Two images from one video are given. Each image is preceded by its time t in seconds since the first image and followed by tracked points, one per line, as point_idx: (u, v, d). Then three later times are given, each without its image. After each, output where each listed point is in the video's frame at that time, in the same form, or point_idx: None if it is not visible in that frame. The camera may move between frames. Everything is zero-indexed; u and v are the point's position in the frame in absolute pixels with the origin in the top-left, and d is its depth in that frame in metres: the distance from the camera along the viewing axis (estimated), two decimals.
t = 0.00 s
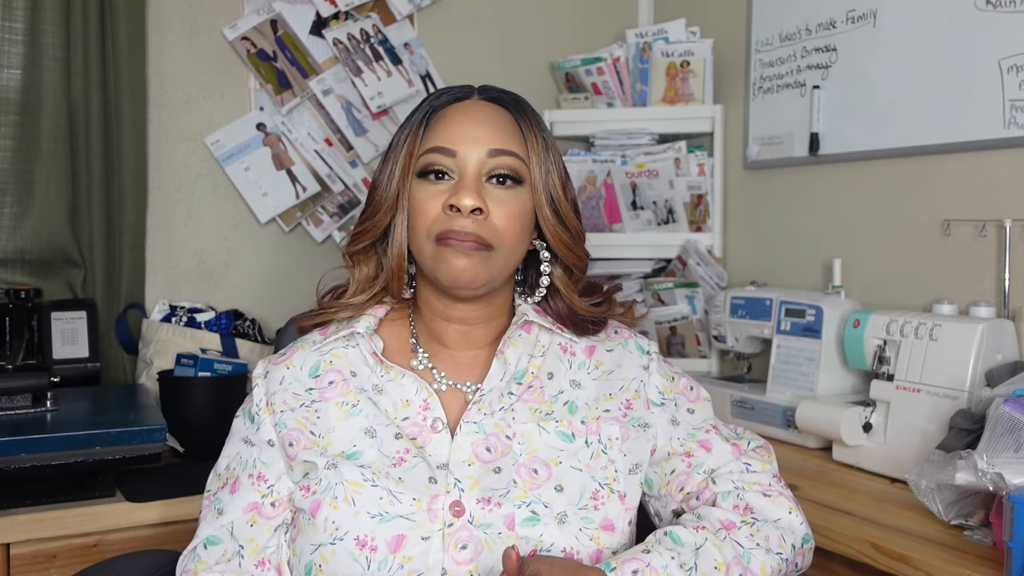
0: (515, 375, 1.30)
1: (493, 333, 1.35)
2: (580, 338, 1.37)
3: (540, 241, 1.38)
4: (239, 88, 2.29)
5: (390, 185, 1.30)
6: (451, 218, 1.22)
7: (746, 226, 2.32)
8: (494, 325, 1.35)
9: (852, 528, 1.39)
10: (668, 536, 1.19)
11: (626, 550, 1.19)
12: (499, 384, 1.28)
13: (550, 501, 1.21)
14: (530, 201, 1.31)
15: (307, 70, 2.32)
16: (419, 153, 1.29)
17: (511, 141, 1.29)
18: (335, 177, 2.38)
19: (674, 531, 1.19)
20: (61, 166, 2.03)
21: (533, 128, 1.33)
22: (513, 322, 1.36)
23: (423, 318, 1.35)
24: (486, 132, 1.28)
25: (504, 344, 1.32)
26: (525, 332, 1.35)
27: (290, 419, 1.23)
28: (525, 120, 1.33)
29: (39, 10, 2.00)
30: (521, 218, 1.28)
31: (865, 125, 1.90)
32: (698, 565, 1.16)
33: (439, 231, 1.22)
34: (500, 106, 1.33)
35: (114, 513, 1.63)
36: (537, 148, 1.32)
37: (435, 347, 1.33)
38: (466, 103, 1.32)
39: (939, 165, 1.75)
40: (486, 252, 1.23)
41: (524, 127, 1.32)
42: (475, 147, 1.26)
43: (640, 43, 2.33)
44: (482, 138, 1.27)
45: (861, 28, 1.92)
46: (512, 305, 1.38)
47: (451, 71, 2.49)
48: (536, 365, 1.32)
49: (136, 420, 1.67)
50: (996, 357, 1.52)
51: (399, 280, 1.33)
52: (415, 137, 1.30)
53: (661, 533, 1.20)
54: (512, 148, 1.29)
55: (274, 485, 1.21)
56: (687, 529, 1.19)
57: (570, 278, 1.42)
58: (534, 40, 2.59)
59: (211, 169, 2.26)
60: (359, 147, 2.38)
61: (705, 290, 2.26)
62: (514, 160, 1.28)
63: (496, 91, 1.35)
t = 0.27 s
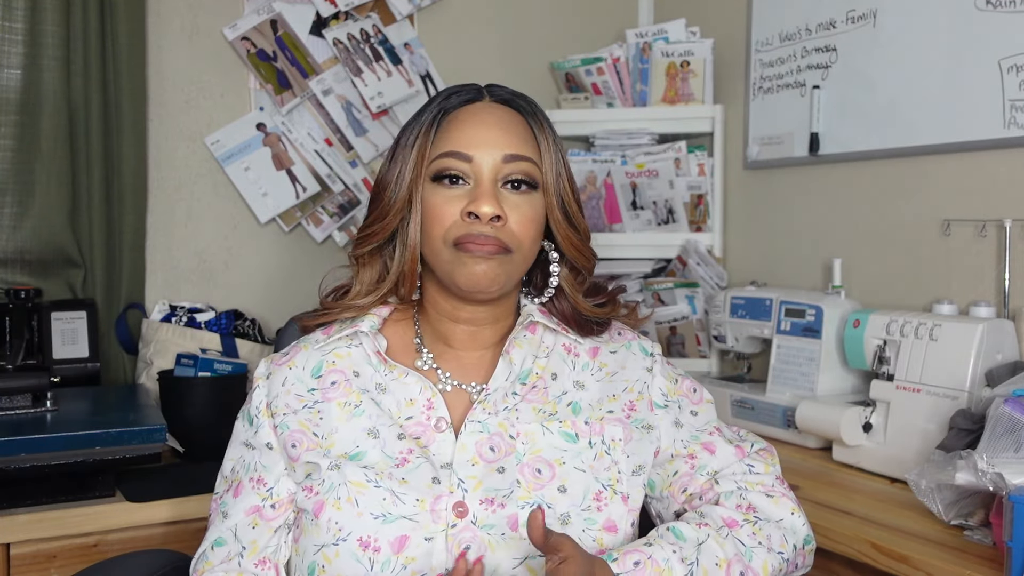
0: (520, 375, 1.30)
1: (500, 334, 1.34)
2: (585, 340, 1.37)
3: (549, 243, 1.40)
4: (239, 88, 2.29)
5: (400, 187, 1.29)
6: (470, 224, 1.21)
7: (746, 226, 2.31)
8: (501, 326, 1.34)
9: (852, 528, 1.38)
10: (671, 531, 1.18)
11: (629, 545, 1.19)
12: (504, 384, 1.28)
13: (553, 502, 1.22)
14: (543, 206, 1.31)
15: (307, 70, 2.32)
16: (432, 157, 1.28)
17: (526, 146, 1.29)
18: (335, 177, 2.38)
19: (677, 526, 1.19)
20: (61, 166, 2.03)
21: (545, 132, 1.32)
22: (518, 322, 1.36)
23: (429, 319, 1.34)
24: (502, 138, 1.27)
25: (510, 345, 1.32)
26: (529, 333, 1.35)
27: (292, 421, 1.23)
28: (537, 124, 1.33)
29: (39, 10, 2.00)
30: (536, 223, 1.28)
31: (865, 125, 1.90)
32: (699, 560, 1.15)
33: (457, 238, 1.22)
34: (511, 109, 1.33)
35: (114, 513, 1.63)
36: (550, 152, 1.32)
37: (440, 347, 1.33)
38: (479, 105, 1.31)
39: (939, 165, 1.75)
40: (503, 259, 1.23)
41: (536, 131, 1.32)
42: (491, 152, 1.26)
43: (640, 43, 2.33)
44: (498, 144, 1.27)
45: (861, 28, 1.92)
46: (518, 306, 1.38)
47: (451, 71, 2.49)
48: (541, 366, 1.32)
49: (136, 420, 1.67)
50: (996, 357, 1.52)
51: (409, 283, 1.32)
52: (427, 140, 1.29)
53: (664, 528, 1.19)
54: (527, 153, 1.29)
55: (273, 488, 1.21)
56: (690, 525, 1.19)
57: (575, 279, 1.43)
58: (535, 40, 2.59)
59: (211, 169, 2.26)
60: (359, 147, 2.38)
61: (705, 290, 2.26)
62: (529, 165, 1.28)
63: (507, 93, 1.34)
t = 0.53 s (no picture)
0: (522, 372, 1.30)
1: (503, 331, 1.35)
2: (588, 335, 1.38)
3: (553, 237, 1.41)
4: (239, 88, 2.29)
5: (405, 182, 1.29)
6: (479, 221, 1.22)
7: (745, 226, 2.32)
8: (504, 323, 1.34)
9: (852, 528, 1.39)
10: (670, 530, 1.18)
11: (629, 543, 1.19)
12: (506, 380, 1.28)
13: (557, 500, 1.22)
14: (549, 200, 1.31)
15: (307, 70, 2.32)
16: (438, 152, 1.28)
17: (532, 140, 1.29)
18: (334, 177, 2.38)
19: (677, 525, 1.18)
20: (61, 166, 2.03)
21: (550, 126, 1.33)
22: (521, 318, 1.36)
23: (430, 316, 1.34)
24: (509, 133, 1.27)
25: (512, 341, 1.32)
26: (532, 329, 1.35)
27: (295, 420, 1.23)
28: (541, 117, 1.33)
29: (39, 10, 2.00)
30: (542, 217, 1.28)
31: (865, 125, 1.90)
32: (699, 558, 1.15)
33: (466, 235, 1.23)
34: (516, 102, 1.32)
35: (114, 513, 1.63)
36: (554, 145, 1.32)
37: (443, 343, 1.32)
38: (483, 99, 1.31)
39: (939, 165, 1.75)
40: (511, 255, 1.24)
41: (541, 125, 1.32)
42: (498, 147, 1.26)
43: (640, 43, 2.33)
44: (505, 138, 1.27)
45: (861, 28, 1.92)
46: (519, 303, 1.38)
47: (451, 71, 2.49)
48: (543, 363, 1.32)
49: (136, 420, 1.67)
50: (996, 357, 1.52)
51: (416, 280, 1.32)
52: (432, 135, 1.29)
53: (663, 527, 1.19)
54: (533, 147, 1.29)
55: (268, 484, 1.21)
56: (689, 523, 1.19)
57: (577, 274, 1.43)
58: (535, 40, 2.59)
59: (210, 168, 2.26)
60: (359, 147, 2.38)
61: (705, 290, 2.26)
62: (535, 159, 1.29)
63: (513, 86, 1.34)
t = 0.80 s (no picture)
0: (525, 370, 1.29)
1: (504, 324, 1.35)
2: (590, 334, 1.38)
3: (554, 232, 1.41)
4: (238, 88, 2.29)
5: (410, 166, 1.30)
6: (481, 191, 1.22)
7: (745, 226, 2.32)
8: (505, 315, 1.34)
9: (852, 528, 1.39)
10: (678, 537, 1.18)
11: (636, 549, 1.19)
12: (509, 378, 1.27)
13: (561, 502, 1.22)
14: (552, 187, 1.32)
15: (307, 70, 2.32)
16: (443, 130, 1.29)
17: (536, 125, 1.30)
18: (334, 177, 2.38)
19: (684, 532, 1.18)
20: (61, 166, 2.03)
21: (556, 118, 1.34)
22: (522, 317, 1.35)
23: (432, 308, 1.34)
24: (514, 114, 1.29)
25: (514, 339, 1.31)
26: (535, 326, 1.35)
27: (297, 411, 1.23)
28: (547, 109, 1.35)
29: (39, 10, 2.00)
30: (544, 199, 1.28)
31: (865, 125, 1.90)
32: (707, 568, 1.15)
33: (466, 203, 1.22)
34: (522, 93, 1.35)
35: (114, 513, 1.63)
36: (559, 134, 1.34)
37: (446, 337, 1.32)
38: (490, 87, 1.33)
39: (939, 165, 1.75)
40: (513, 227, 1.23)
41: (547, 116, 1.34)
42: (502, 126, 1.27)
43: (640, 43, 2.33)
44: (509, 119, 1.28)
45: (861, 28, 1.92)
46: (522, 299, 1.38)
47: (451, 71, 2.49)
48: (546, 361, 1.32)
49: (136, 420, 1.67)
50: (996, 357, 1.52)
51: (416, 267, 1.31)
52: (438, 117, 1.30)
53: (671, 534, 1.19)
54: (537, 131, 1.30)
55: (271, 478, 1.19)
56: (697, 531, 1.19)
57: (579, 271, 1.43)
58: (534, 40, 2.59)
59: (210, 168, 2.26)
60: (359, 147, 2.38)
61: (705, 290, 2.26)
62: (539, 143, 1.29)
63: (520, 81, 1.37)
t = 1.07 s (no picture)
0: (528, 373, 1.30)
1: (506, 324, 1.34)
2: (594, 335, 1.38)
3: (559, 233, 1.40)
4: (238, 88, 2.29)
5: (410, 164, 1.30)
6: (473, 193, 1.22)
7: (745, 226, 2.32)
8: (507, 316, 1.34)
9: (852, 528, 1.38)
10: (680, 536, 1.18)
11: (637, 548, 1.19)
12: (513, 382, 1.28)
13: (563, 507, 1.22)
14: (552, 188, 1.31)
15: (307, 70, 2.32)
16: (442, 131, 1.29)
17: (537, 127, 1.30)
18: (335, 177, 2.38)
19: (687, 531, 1.19)
20: (61, 166, 2.03)
21: (560, 120, 1.33)
22: (528, 318, 1.36)
23: (434, 308, 1.34)
24: (514, 116, 1.28)
25: (520, 342, 1.32)
26: (539, 328, 1.35)
27: (296, 422, 1.22)
28: (551, 110, 1.34)
29: (39, 10, 2.00)
30: (542, 202, 1.28)
31: (865, 125, 1.90)
32: (709, 568, 1.16)
33: (459, 207, 1.22)
34: (527, 93, 1.34)
35: (114, 513, 1.63)
36: (562, 137, 1.33)
37: (448, 338, 1.32)
38: (494, 87, 1.32)
39: (938, 165, 1.75)
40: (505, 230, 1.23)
41: (551, 117, 1.33)
42: (501, 128, 1.27)
43: (640, 43, 2.33)
44: (508, 121, 1.28)
45: (861, 28, 1.92)
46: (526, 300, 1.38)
47: (451, 72, 2.49)
48: (549, 363, 1.32)
49: (136, 420, 1.67)
50: (996, 357, 1.52)
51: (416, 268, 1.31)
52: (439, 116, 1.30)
53: (673, 532, 1.19)
54: (537, 133, 1.29)
55: (270, 489, 1.22)
56: (699, 530, 1.19)
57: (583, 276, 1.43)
58: (535, 40, 2.59)
59: (211, 168, 2.26)
60: (359, 147, 2.38)
61: (705, 290, 2.27)
62: (539, 145, 1.29)
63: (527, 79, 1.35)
